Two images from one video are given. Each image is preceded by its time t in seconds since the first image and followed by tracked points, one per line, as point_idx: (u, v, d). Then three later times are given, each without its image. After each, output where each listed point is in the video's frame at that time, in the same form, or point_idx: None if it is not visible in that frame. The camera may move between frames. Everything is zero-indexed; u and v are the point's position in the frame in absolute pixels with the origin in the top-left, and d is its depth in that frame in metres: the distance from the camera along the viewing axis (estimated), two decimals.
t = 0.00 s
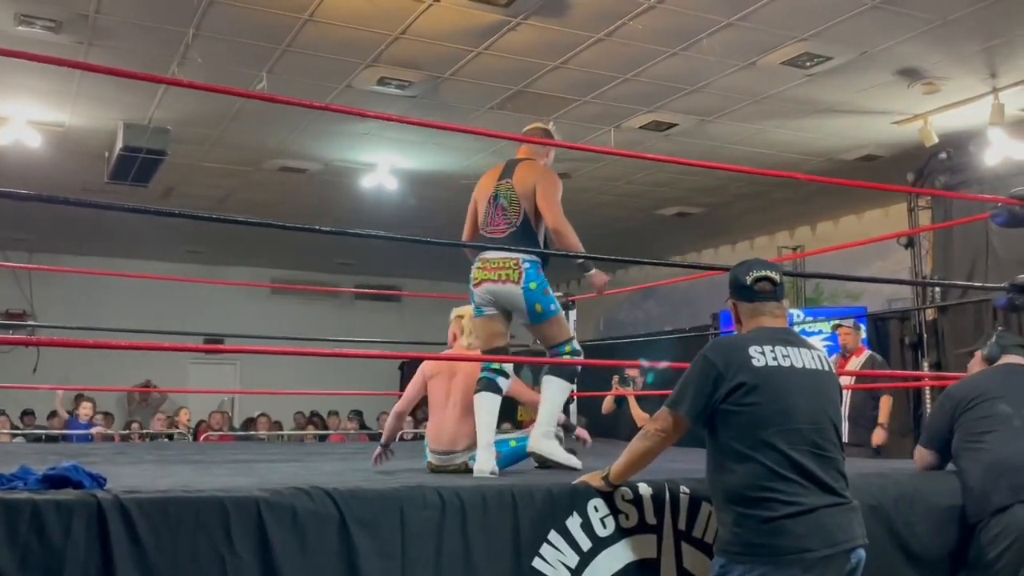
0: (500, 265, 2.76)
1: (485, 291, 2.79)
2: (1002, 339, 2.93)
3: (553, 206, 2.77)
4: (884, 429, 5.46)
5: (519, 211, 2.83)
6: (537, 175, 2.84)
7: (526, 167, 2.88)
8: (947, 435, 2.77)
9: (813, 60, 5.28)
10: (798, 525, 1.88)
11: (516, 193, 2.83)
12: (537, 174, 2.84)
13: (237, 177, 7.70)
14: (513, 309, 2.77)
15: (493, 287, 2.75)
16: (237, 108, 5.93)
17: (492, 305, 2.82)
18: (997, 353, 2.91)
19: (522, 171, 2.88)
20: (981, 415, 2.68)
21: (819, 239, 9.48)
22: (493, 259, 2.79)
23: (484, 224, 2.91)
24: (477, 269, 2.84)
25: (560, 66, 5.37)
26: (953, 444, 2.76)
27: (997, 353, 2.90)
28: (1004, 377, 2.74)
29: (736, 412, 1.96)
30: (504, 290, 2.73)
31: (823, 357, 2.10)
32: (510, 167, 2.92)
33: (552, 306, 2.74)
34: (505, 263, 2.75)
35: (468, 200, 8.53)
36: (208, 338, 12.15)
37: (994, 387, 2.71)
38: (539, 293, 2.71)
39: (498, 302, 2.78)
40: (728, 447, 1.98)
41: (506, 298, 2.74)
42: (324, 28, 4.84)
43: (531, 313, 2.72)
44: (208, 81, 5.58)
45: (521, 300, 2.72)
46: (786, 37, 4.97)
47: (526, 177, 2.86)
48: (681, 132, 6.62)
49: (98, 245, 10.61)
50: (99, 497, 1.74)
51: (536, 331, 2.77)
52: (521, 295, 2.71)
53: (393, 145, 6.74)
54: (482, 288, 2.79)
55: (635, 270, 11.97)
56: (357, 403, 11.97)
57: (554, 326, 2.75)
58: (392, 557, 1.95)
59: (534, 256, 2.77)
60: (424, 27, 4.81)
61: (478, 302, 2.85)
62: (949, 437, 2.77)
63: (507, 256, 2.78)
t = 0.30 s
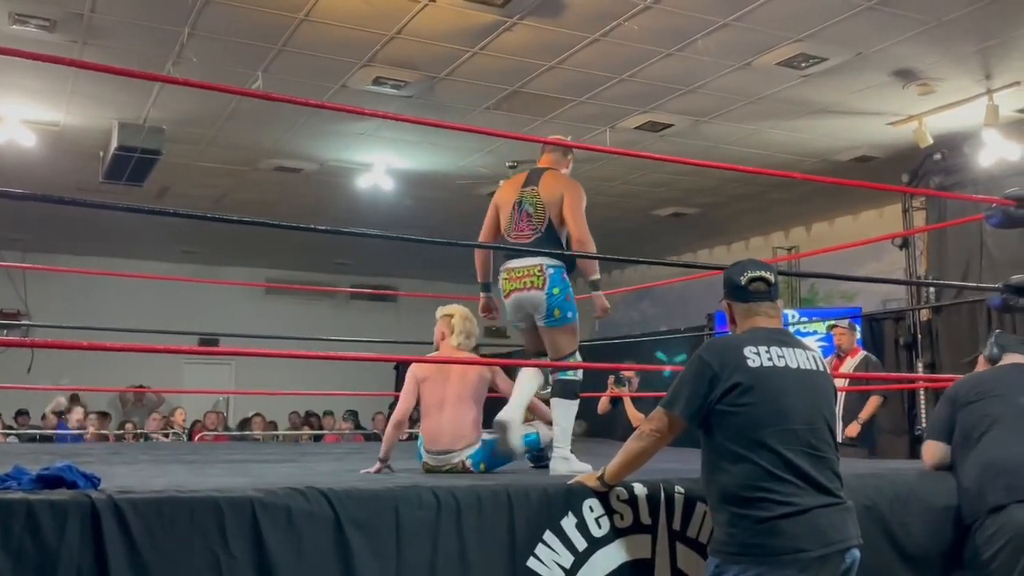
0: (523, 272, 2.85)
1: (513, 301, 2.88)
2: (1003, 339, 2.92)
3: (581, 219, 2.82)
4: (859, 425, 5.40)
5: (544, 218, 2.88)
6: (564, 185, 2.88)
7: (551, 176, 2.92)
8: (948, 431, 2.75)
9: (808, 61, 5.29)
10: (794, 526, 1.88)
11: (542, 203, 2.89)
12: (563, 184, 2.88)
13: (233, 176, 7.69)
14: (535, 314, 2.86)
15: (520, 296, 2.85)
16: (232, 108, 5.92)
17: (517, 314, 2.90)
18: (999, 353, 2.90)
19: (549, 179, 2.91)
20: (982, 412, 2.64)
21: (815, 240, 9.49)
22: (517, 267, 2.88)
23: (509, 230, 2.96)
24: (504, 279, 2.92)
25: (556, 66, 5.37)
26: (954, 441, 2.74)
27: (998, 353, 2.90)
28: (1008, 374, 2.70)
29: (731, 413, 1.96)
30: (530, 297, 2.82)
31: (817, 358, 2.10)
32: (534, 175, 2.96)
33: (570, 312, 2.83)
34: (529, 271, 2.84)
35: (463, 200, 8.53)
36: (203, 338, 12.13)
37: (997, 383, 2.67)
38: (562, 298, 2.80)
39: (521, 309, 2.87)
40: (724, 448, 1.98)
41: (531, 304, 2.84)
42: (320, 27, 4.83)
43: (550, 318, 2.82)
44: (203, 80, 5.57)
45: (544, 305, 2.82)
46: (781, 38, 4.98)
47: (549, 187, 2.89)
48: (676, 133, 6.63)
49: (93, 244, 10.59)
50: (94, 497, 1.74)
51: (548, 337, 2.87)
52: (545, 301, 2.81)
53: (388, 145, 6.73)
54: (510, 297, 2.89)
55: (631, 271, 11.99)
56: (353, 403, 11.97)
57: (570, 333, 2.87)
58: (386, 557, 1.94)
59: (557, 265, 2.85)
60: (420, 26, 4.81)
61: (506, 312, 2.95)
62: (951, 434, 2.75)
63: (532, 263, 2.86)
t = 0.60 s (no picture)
0: (512, 275, 2.87)
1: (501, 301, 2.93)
2: (995, 345, 2.96)
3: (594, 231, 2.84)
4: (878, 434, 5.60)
5: (546, 225, 2.88)
6: (574, 195, 2.90)
7: (558, 182, 2.91)
8: (946, 431, 2.76)
9: (800, 62, 5.31)
10: (785, 526, 1.88)
11: (547, 208, 2.88)
12: (574, 195, 2.90)
13: (226, 175, 7.67)
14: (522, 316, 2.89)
15: (506, 299, 2.89)
16: (225, 106, 5.90)
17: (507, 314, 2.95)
18: (993, 358, 2.94)
19: (557, 185, 2.90)
20: (980, 411, 2.66)
21: (807, 240, 9.52)
22: (507, 269, 2.89)
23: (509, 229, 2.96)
24: (494, 277, 2.94)
25: (549, 66, 5.37)
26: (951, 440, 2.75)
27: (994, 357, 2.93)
28: (1009, 374, 2.72)
29: (723, 413, 1.97)
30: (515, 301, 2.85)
31: (809, 358, 2.10)
32: (542, 177, 2.94)
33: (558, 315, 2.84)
34: (517, 275, 2.86)
35: (456, 199, 8.52)
36: (195, 337, 12.09)
37: (997, 383, 2.69)
38: (547, 302, 2.82)
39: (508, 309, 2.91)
40: (715, 448, 1.98)
41: (516, 306, 2.87)
42: (313, 26, 4.82)
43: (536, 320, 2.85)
44: (195, 79, 5.55)
45: (529, 308, 2.84)
46: (774, 38, 4.99)
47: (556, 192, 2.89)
48: (669, 133, 6.63)
49: (84, 243, 10.55)
50: (83, 497, 1.73)
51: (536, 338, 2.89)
52: (530, 305, 2.84)
53: (382, 143, 6.72)
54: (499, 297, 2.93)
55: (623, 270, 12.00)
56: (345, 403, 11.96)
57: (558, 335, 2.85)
58: (377, 557, 1.94)
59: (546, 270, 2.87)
60: (413, 26, 4.81)
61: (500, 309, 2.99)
62: (949, 433, 2.75)
63: (521, 267, 2.87)
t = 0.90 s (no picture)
0: (488, 286, 2.91)
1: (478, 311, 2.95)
2: (987, 349, 3.00)
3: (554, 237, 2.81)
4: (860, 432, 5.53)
5: (518, 240, 2.92)
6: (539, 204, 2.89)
7: (529, 194, 2.92)
8: (938, 435, 2.80)
9: (793, 63, 5.32)
10: (776, 527, 1.88)
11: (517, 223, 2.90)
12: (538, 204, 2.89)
13: (218, 174, 7.64)
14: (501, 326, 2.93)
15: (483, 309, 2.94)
16: (217, 105, 5.88)
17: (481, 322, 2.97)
18: (986, 362, 2.97)
19: (524, 199, 2.92)
20: (970, 413, 2.71)
21: (799, 241, 9.55)
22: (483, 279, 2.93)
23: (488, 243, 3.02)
24: (472, 288, 2.99)
25: (542, 66, 5.37)
26: (943, 445, 2.79)
27: (986, 361, 2.97)
28: (1000, 377, 2.76)
29: (715, 413, 1.97)
30: (492, 311, 2.90)
31: (800, 359, 2.11)
32: (515, 193, 2.95)
33: (533, 325, 2.86)
34: (494, 286, 2.90)
35: (448, 199, 8.52)
36: (186, 336, 12.05)
37: (987, 386, 2.73)
38: (523, 312, 2.85)
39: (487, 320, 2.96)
40: (707, 449, 1.99)
41: (497, 317, 2.90)
42: (305, 25, 4.81)
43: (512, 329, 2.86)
44: (187, 77, 5.53)
45: (505, 318, 2.88)
46: (767, 40, 5.00)
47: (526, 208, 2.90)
48: (662, 133, 6.64)
49: (75, 241, 10.51)
50: (72, 497, 1.72)
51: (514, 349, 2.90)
52: (506, 315, 2.87)
53: (374, 143, 6.71)
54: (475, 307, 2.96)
55: (615, 271, 12.01)
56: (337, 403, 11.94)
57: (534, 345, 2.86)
58: (369, 557, 1.93)
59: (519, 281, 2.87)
60: (406, 25, 4.81)
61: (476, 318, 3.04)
62: (940, 438, 2.79)
63: (497, 278, 2.91)
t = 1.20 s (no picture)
0: (469, 279, 2.94)
1: (461, 305, 2.97)
2: (977, 351, 3.00)
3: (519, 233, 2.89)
4: (842, 428, 5.54)
5: (495, 235, 2.95)
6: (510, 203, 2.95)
7: (499, 193, 3.00)
8: (929, 435, 2.81)
9: (787, 63, 5.32)
10: (769, 526, 1.88)
11: (492, 220, 2.95)
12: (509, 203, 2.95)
13: (210, 172, 7.61)
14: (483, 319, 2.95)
15: (466, 302, 2.95)
16: (209, 102, 5.86)
17: (465, 316, 3.01)
18: (975, 364, 2.98)
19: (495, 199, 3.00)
20: (961, 413, 2.72)
21: (791, 241, 9.57)
22: (466, 273, 2.97)
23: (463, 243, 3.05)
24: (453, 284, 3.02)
25: (537, 65, 5.36)
26: (934, 445, 2.79)
27: (976, 362, 2.97)
28: (990, 378, 2.77)
29: (709, 413, 1.96)
30: (475, 302, 2.92)
31: (793, 358, 2.11)
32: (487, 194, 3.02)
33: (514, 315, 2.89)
34: (476, 277, 2.93)
35: (441, 198, 8.51)
36: (178, 334, 12.01)
37: (978, 385, 2.75)
38: (506, 301, 2.89)
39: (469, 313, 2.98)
40: (700, 448, 1.98)
41: (479, 309, 2.93)
42: (299, 23, 4.80)
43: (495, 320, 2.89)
44: (179, 75, 5.51)
45: (488, 309, 2.91)
46: (761, 39, 5.00)
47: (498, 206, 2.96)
48: (655, 133, 6.64)
49: (66, 239, 10.45)
50: (63, 496, 1.70)
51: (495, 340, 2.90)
52: (489, 305, 2.90)
53: (367, 141, 6.70)
54: (458, 301, 2.99)
55: (608, 271, 12.00)
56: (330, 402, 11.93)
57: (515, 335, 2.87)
58: (361, 556, 1.92)
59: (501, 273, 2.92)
60: (399, 24, 4.80)
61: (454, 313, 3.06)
62: (931, 438, 2.80)
63: (478, 270, 2.95)
